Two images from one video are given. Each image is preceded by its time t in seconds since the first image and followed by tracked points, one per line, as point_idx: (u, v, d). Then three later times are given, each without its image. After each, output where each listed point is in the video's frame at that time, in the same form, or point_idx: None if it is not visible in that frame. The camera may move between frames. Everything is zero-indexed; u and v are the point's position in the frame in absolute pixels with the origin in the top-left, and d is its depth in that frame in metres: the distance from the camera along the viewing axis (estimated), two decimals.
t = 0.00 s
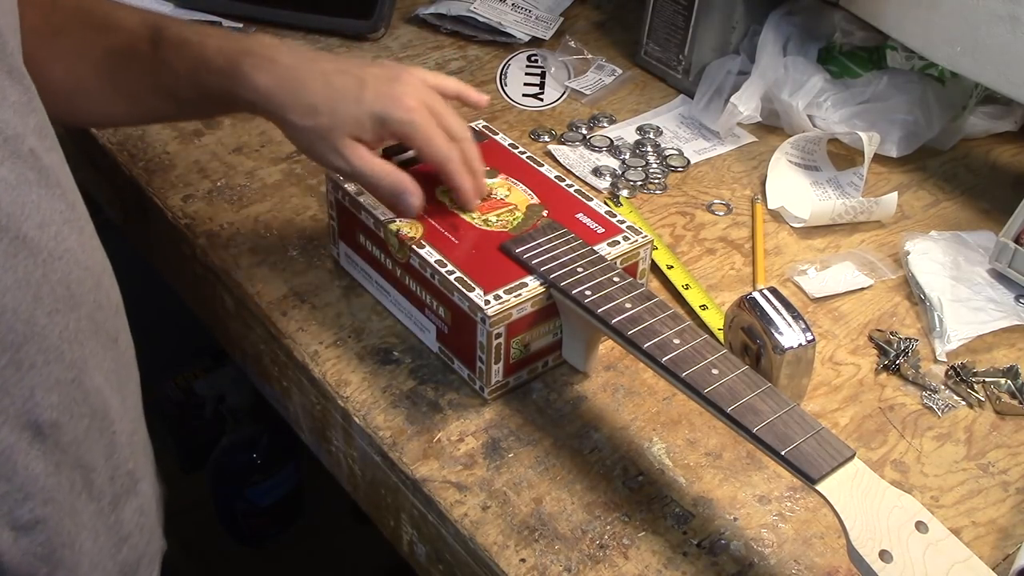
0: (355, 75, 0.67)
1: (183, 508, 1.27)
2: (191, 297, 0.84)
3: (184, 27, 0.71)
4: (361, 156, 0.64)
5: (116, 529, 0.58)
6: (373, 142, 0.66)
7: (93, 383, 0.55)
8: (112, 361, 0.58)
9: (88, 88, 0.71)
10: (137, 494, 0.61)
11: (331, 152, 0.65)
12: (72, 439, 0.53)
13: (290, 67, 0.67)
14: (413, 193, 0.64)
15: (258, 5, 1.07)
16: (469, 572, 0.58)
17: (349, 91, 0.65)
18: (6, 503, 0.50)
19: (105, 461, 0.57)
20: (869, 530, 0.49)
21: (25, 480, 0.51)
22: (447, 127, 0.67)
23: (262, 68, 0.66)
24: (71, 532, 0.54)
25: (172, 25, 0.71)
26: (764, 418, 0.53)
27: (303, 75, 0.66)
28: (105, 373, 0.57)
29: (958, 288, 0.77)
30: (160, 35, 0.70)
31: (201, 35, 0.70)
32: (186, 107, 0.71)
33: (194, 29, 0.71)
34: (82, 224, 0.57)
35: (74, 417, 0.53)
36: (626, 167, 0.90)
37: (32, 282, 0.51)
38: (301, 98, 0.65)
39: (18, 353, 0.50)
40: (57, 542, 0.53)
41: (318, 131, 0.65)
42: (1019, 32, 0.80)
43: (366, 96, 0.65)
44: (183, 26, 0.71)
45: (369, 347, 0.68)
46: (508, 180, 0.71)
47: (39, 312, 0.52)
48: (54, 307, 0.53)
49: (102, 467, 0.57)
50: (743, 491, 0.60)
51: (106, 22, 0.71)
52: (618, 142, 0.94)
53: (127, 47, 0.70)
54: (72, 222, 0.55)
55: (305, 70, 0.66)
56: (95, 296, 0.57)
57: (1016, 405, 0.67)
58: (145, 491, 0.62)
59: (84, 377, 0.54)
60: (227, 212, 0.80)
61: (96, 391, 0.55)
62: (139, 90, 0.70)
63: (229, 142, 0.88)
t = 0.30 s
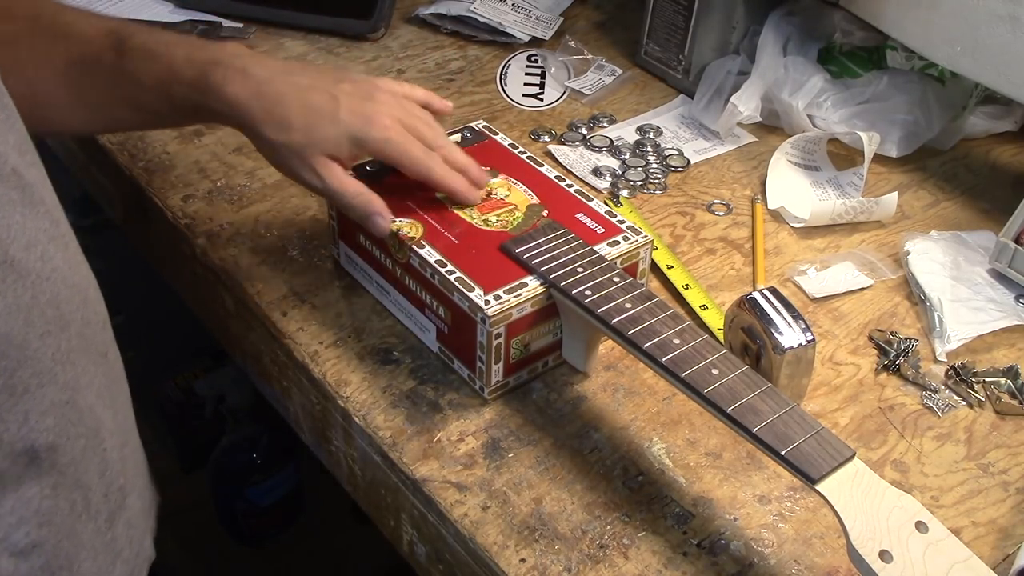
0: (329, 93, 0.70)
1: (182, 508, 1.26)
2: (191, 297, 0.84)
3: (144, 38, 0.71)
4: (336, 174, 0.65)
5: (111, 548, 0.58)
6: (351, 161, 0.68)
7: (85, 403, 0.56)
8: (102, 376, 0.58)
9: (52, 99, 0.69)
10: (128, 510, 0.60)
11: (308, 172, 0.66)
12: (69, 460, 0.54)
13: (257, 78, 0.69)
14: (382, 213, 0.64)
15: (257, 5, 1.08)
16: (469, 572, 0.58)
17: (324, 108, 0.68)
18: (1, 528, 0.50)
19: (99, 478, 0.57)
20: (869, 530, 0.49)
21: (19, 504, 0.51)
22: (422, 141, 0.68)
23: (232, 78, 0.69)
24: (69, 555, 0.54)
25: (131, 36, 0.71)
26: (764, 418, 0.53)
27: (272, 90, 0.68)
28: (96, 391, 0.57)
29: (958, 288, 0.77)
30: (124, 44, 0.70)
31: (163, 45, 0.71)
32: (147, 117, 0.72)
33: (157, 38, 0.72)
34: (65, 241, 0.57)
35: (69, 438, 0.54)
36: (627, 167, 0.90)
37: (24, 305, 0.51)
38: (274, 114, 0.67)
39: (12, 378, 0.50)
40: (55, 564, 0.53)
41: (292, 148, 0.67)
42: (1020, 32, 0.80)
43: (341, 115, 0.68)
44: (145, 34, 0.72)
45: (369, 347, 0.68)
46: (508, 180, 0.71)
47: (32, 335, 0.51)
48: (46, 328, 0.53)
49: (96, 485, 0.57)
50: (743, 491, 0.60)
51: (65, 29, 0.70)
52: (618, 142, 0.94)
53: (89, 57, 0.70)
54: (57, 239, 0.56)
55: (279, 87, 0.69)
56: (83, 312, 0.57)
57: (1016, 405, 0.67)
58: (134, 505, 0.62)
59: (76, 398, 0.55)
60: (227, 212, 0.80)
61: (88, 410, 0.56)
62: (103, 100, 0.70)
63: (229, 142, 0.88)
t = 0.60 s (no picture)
0: (339, 107, 0.66)
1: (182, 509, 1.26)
2: (191, 298, 0.84)
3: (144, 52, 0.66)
4: (351, 192, 0.63)
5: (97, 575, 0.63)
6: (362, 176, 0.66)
7: (68, 439, 0.59)
8: (83, 407, 0.62)
9: (48, 118, 0.62)
10: (111, 537, 0.65)
11: (322, 189, 0.64)
12: (51, 498, 0.58)
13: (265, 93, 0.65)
14: (399, 227, 0.63)
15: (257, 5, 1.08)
16: (469, 572, 0.58)
17: (336, 125, 0.64)
18: None
19: (80, 511, 0.61)
20: (869, 530, 0.49)
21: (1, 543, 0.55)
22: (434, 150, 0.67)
23: (240, 96, 0.64)
24: None
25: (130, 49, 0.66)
26: (764, 418, 0.53)
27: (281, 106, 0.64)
28: (77, 424, 0.61)
29: (958, 287, 0.77)
30: (124, 60, 0.64)
31: (166, 60, 0.65)
32: (151, 136, 0.66)
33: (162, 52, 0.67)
34: (40, 271, 0.60)
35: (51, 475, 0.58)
36: (626, 167, 0.90)
37: (2, 344, 0.55)
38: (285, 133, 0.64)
39: None
40: None
41: (305, 166, 0.63)
42: (1020, 32, 0.80)
43: (353, 131, 0.65)
44: (147, 49, 0.66)
45: (369, 347, 0.68)
46: (508, 180, 0.71)
47: (12, 376, 0.55)
48: (26, 369, 0.56)
49: (78, 516, 0.61)
50: (742, 491, 0.60)
51: (55, 46, 0.63)
52: (618, 142, 0.94)
53: (85, 72, 0.63)
54: (31, 270, 0.59)
55: (288, 104, 0.65)
56: (61, 348, 0.60)
57: (1016, 405, 0.67)
58: (116, 532, 0.66)
59: (58, 435, 0.58)
60: (227, 212, 0.80)
61: (71, 445, 0.60)
62: (105, 119, 0.64)
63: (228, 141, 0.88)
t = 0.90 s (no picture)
0: (312, 125, 0.65)
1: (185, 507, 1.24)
2: (191, 298, 0.84)
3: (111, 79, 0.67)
4: (329, 212, 0.63)
5: None
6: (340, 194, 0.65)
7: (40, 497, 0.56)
8: (58, 461, 0.59)
9: (13, 151, 0.64)
10: None
11: (299, 210, 0.63)
12: (20, 562, 0.55)
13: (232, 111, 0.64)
14: (379, 247, 0.64)
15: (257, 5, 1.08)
16: (468, 572, 0.58)
17: (310, 142, 0.63)
18: None
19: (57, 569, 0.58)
20: (869, 531, 0.49)
21: None
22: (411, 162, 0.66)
23: (209, 116, 0.64)
24: None
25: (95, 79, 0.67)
26: (763, 418, 0.53)
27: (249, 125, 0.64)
28: (51, 480, 0.58)
29: (958, 288, 0.77)
30: (84, 86, 0.66)
31: (129, 85, 0.66)
32: (118, 162, 0.67)
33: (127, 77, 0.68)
34: (10, 318, 0.57)
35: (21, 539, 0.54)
36: (626, 167, 0.90)
37: None
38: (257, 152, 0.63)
39: None
40: None
41: (280, 186, 0.63)
42: (1020, 32, 0.80)
43: (328, 148, 0.64)
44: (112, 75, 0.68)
45: (369, 347, 0.68)
46: (508, 180, 0.71)
47: None
48: None
49: (55, 574, 0.58)
50: (743, 491, 0.60)
51: (18, 78, 0.66)
52: (618, 142, 0.94)
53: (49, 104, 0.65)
54: None
55: (259, 123, 0.64)
56: (34, 398, 0.57)
57: (1016, 405, 0.67)
58: None
59: (30, 494, 0.55)
60: (227, 212, 0.80)
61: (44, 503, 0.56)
62: (69, 149, 0.66)
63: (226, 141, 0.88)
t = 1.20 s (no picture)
0: (346, 134, 0.64)
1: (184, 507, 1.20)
2: (191, 298, 0.84)
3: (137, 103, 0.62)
4: (371, 216, 0.62)
5: None
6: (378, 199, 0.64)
7: None
8: (18, 516, 0.73)
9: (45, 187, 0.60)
10: None
11: (339, 215, 0.62)
12: None
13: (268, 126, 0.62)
14: (425, 245, 0.62)
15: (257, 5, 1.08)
16: (469, 572, 0.58)
17: (348, 151, 0.62)
18: None
19: None
20: (869, 530, 0.49)
21: None
22: (446, 163, 0.65)
23: (246, 132, 0.61)
24: None
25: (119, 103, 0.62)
26: (763, 418, 0.53)
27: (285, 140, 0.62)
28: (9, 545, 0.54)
29: (958, 288, 0.77)
30: (113, 112, 0.61)
31: (159, 109, 0.62)
32: (151, 188, 0.63)
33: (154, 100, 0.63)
34: None
35: None
36: (626, 167, 0.90)
37: None
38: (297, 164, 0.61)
39: None
40: None
41: (322, 195, 0.61)
42: (1019, 32, 0.80)
43: (365, 154, 0.63)
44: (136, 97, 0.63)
45: (369, 347, 0.68)
46: (508, 180, 0.71)
47: None
48: None
49: None
50: (743, 491, 0.60)
51: (42, 110, 0.60)
52: (618, 142, 0.94)
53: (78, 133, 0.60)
54: None
55: (295, 135, 0.62)
56: None
57: (1016, 405, 0.67)
58: None
59: None
60: (227, 213, 0.80)
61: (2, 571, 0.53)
62: (98, 180, 0.61)
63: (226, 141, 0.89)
